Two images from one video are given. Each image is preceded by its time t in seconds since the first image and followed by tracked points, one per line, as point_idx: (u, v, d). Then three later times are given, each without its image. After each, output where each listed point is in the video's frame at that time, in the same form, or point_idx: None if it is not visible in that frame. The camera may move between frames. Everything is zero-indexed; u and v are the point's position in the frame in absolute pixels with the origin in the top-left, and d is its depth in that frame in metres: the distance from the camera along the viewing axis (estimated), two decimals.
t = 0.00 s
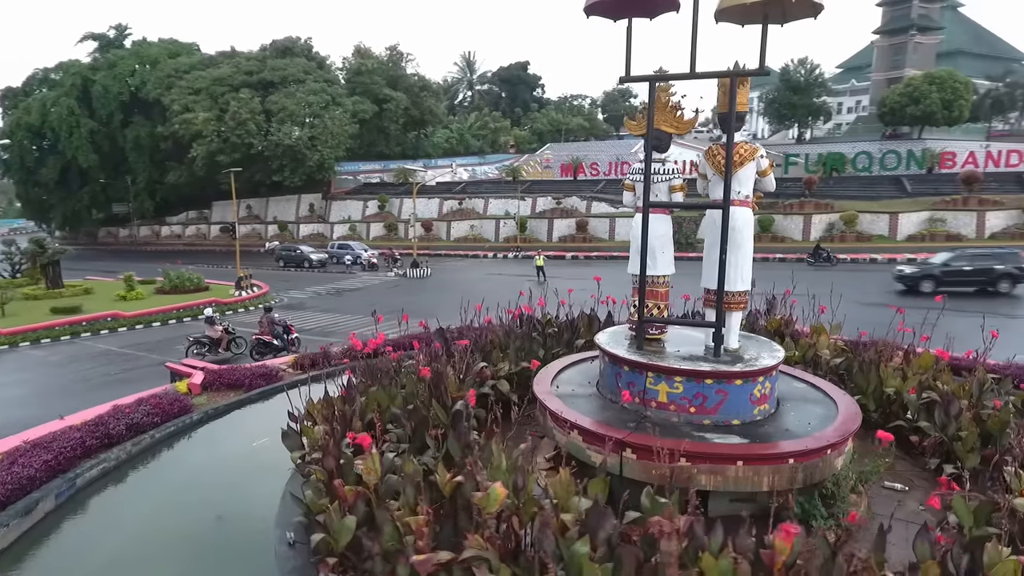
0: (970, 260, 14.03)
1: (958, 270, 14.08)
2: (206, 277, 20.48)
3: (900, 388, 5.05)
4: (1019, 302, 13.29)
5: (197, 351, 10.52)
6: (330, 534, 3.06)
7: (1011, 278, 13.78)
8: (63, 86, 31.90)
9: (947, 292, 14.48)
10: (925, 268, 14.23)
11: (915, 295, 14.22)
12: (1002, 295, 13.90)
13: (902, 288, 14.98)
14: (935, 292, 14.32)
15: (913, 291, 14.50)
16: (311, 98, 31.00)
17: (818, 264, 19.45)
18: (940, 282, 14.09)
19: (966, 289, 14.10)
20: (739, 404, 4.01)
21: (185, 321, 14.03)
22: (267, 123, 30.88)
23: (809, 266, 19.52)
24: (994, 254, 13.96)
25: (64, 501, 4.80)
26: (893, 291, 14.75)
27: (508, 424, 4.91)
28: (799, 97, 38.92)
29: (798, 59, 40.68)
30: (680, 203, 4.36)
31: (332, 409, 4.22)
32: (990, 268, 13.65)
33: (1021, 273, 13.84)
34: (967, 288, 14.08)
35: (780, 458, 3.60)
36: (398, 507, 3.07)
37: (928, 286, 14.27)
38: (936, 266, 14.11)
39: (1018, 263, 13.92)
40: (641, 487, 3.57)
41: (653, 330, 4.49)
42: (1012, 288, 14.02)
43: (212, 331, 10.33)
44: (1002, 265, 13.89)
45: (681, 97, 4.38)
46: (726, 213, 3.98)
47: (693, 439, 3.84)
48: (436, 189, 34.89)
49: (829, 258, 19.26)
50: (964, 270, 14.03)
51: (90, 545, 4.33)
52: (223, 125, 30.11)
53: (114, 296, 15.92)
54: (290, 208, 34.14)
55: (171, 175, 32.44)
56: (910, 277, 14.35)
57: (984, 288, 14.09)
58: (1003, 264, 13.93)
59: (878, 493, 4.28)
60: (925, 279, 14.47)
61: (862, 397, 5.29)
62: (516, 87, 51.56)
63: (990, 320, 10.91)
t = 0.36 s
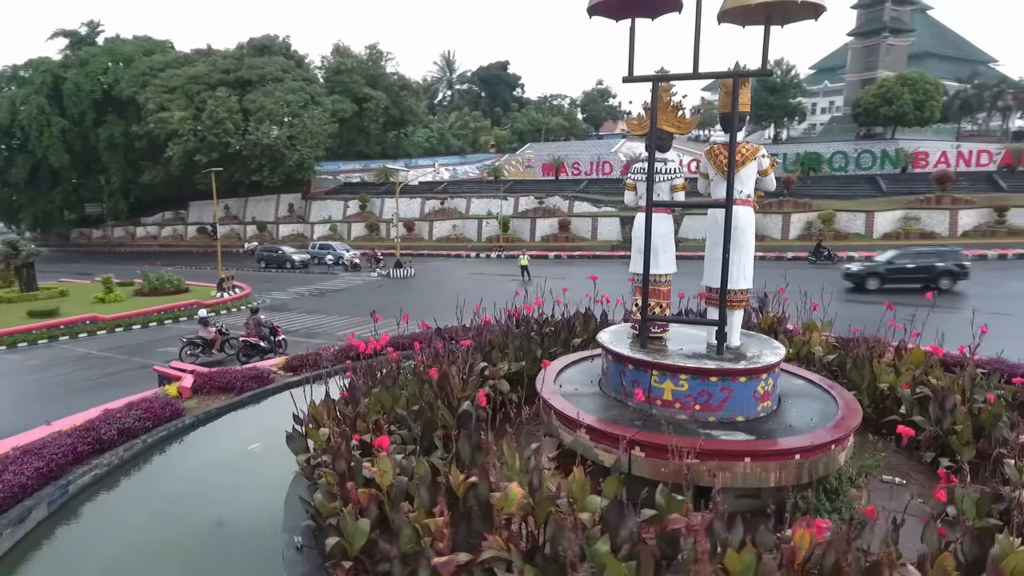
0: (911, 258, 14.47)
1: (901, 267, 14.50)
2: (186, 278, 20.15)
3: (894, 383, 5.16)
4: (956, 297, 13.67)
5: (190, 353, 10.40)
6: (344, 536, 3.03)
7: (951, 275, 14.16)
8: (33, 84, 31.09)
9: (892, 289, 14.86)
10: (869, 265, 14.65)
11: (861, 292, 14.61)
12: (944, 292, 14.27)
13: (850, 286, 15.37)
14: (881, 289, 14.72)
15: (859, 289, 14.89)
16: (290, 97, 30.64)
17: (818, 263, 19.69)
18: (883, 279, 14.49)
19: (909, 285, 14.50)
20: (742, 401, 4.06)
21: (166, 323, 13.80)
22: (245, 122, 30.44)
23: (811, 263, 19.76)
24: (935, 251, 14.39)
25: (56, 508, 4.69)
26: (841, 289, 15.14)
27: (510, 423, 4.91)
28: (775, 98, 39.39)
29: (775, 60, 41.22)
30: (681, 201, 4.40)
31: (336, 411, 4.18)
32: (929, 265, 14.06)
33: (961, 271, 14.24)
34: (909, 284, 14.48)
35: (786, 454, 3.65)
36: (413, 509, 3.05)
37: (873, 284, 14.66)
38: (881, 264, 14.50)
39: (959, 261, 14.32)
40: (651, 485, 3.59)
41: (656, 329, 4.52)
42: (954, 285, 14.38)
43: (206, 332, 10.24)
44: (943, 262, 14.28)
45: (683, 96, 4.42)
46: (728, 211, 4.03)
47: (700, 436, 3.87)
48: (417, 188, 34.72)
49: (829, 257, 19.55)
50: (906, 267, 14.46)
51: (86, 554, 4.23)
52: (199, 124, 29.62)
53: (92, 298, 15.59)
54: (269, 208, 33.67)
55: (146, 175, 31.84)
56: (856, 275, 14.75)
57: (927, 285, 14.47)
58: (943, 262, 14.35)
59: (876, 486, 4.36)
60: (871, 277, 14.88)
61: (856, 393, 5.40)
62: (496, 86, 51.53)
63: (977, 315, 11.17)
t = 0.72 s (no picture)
0: (857, 256, 14.87)
1: (847, 265, 14.86)
2: (163, 280, 19.79)
3: (885, 378, 5.29)
4: (898, 294, 14.09)
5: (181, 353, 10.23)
6: (359, 539, 3.00)
7: (894, 273, 14.60)
8: None
9: (840, 287, 15.25)
10: (816, 264, 15.05)
11: (808, 289, 15.01)
12: (886, 289, 14.71)
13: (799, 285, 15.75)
14: (827, 286, 15.14)
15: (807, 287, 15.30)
16: (267, 95, 30.26)
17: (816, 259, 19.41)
18: (829, 277, 14.89)
19: (854, 283, 14.90)
20: (745, 398, 4.11)
21: (145, 326, 13.53)
22: (221, 120, 29.97)
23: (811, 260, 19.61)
24: (878, 249, 14.81)
25: (47, 517, 4.58)
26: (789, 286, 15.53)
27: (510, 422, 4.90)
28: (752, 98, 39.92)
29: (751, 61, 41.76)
30: (680, 200, 4.45)
31: (339, 413, 4.14)
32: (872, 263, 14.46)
33: (902, 268, 14.73)
34: (853, 282, 14.90)
35: (791, 449, 3.71)
36: (428, 510, 3.04)
37: (820, 281, 15.08)
38: (826, 262, 14.90)
39: (900, 259, 14.80)
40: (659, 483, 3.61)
41: (657, 328, 4.55)
42: (896, 282, 14.84)
43: (198, 334, 10.07)
44: (885, 260, 14.70)
45: (683, 96, 4.45)
46: (730, 210, 4.07)
47: (706, 433, 3.90)
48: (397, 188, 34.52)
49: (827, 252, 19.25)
50: (852, 265, 14.83)
51: (81, 563, 4.14)
52: (174, 123, 29.12)
53: (67, 301, 15.22)
54: (247, 208, 33.17)
55: (119, 175, 31.19)
56: (804, 273, 15.13)
57: (872, 283, 14.87)
58: (886, 260, 14.77)
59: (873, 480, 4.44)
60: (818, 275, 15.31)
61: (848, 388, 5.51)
62: (475, 85, 51.51)
63: (964, 310, 11.55)
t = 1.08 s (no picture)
0: (801, 254, 15.19)
1: (792, 264, 15.18)
2: (137, 282, 19.37)
3: (872, 372, 5.42)
4: (840, 291, 14.43)
5: (168, 357, 10.12)
6: (370, 542, 2.96)
7: (835, 271, 14.96)
8: None
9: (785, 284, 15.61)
10: (762, 263, 15.44)
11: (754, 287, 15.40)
12: (829, 287, 15.05)
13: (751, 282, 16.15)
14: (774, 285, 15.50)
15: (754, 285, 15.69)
16: (241, 94, 29.80)
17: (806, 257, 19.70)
18: (774, 276, 15.26)
19: (797, 281, 15.25)
20: (744, 394, 4.17)
21: (121, 329, 13.23)
22: (193, 119, 29.43)
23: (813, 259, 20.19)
24: (821, 248, 15.13)
25: (36, 526, 4.46)
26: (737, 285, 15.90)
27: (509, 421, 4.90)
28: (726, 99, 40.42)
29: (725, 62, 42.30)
30: (676, 199, 4.48)
31: (339, 414, 4.10)
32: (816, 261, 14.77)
33: (844, 266, 15.06)
34: (797, 280, 15.26)
35: (791, 444, 3.77)
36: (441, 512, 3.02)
37: (766, 280, 15.48)
38: (772, 262, 15.27)
39: (842, 257, 15.12)
40: (664, 480, 3.64)
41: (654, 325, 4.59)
42: (838, 279, 15.20)
43: (185, 335, 9.96)
44: (827, 258, 15.04)
45: (678, 96, 4.49)
46: (729, 209, 4.12)
47: (709, 429, 3.95)
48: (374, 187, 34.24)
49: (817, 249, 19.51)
50: (797, 264, 15.14)
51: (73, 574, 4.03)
52: (145, 122, 28.50)
53: (37, 304, 14.81)
54: (220, 208, 32.59)
55: (88, 175, 30.45)
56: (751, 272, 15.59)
57: (816, 280, 15.21)
58: (828, 258, 15.10)
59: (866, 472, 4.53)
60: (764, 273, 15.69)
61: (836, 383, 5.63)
62: (452, 85, 51.37)
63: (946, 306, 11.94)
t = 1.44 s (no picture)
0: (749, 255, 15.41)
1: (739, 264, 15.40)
2: (112, 285, 18.96)
3: (863, 368, 5.55)
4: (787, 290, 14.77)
5: (156, 359, 9.98)
6: (385, 546, 2.94)
7: (783, 270, 15.28)
8: None
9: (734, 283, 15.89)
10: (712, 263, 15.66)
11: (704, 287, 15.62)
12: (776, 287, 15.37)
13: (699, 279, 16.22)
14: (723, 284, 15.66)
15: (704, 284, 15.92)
16: (215, 93, 29.34)
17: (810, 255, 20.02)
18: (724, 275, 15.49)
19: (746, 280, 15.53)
20: (745, 392, 4.24)
21: (98, 332, 12.95)
22: (167, 118, 28.88)
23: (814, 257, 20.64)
24: (769, 248, 15.39)
25: (27, 537, 4.35)
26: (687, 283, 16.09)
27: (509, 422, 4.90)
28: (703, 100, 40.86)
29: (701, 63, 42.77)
30: (673, 200, 4.52)
31: (342, 417, 4.07)
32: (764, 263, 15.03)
33: (791, 265, 15.39)
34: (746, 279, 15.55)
35: (794, 440, 3.84)
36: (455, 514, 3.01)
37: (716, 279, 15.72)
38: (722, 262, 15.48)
39: (789, 257, 15.44)
40: (671, 478, 3.68)
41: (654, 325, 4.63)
42: (785, 278, 15.58)
43: (174, 338, 9.83)
44: (775, 258, 15.32)
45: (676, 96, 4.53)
46: (729, 210, 4.18)
47: (712, 427, 3.99)
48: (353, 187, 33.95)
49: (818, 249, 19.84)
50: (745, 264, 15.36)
51: None
52: (117, 121, 27.89)
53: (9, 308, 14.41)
54: (195, 208, 32.00)
55: (57, 175, 29.71)
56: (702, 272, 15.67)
57: (763, 280, 15.48)
58: (777, 257, 15.39)
59: (861, 466, 4.63)
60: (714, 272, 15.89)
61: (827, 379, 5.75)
62: (429, 84, 51.18)
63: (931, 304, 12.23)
